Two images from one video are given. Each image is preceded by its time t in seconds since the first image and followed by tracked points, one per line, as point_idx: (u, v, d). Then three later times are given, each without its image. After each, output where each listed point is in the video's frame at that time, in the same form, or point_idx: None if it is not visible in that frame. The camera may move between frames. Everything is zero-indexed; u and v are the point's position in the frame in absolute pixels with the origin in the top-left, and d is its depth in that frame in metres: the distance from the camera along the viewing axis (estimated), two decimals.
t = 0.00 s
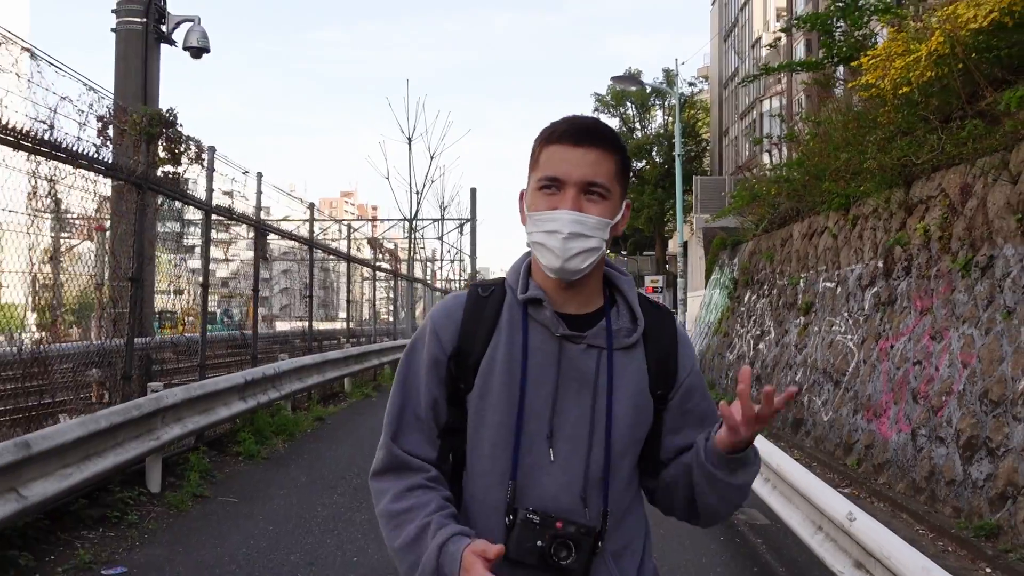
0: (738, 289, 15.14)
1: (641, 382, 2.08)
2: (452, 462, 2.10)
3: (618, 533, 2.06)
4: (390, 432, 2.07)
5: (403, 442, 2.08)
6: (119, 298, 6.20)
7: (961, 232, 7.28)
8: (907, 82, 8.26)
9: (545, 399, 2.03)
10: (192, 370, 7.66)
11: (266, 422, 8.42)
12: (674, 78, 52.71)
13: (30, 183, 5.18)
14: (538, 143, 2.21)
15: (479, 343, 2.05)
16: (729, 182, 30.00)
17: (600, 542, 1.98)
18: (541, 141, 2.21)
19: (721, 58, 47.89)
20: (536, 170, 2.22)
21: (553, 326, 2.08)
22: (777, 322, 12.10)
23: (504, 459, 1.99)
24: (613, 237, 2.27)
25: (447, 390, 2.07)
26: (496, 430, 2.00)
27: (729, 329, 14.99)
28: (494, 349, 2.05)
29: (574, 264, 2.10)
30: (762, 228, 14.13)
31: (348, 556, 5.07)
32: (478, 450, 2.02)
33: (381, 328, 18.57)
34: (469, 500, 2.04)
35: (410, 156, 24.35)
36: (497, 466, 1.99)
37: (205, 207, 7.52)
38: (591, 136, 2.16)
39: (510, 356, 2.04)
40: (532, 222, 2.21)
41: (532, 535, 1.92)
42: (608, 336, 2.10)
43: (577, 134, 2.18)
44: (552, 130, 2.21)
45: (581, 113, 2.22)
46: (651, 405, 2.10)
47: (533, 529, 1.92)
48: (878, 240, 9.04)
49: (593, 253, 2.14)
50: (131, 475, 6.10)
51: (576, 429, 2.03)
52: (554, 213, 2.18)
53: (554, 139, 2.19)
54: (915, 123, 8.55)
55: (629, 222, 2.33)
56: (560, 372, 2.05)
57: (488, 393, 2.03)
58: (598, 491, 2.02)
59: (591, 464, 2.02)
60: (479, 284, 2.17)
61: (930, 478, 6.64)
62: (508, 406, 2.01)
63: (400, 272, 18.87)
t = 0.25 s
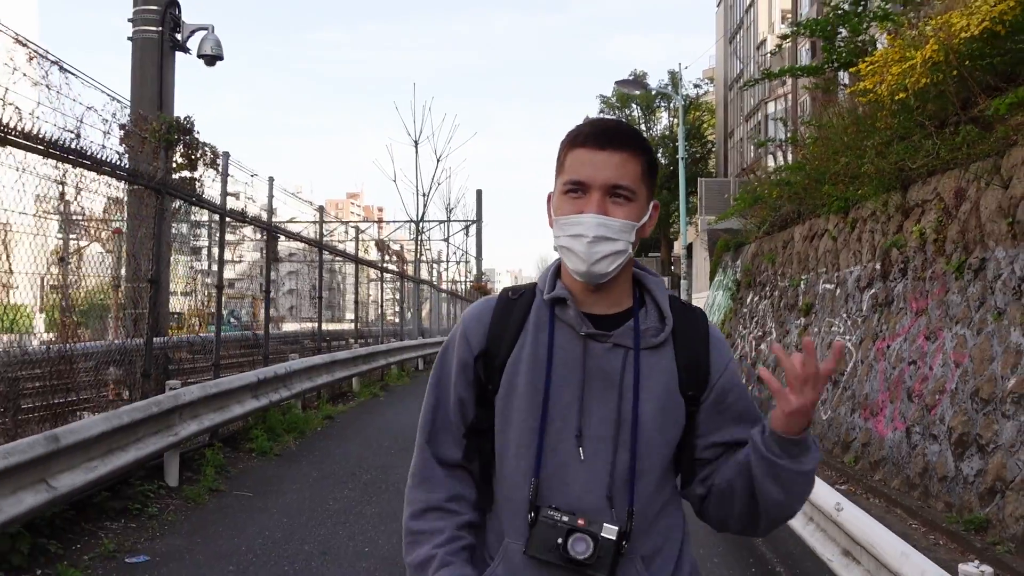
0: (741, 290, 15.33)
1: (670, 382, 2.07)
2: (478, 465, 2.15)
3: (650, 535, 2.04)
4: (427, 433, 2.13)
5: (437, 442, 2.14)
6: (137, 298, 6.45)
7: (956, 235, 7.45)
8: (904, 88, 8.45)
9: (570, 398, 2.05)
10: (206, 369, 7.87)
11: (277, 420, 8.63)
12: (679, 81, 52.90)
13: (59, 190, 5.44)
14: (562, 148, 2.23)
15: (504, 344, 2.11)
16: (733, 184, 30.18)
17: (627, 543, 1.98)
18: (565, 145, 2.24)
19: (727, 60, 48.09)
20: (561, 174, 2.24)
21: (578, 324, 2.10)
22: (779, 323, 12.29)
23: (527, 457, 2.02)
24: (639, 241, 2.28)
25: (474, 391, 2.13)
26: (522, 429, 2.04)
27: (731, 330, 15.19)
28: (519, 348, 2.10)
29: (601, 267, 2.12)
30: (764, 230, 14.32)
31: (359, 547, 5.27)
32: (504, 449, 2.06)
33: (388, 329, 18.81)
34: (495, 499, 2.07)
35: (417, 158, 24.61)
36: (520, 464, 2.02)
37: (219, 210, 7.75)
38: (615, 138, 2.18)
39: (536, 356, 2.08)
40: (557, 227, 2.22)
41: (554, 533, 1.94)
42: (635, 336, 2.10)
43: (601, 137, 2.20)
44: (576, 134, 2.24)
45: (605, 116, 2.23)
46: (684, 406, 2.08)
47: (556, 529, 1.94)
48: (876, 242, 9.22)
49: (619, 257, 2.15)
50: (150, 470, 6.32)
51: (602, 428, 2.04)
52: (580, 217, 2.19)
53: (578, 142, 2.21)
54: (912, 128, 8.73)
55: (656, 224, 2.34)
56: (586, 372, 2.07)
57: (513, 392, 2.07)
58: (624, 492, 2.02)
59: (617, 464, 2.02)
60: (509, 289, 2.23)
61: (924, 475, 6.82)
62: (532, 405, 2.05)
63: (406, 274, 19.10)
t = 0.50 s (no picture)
0: (744, 292, 15.51)
1: (694, 382, 2.09)
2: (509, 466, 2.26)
3: (686, 537, 2.08)
4: (458, 436, 2.32)
5: (468, 450, 2.31)
6: (155, 299, 6.67)
7: (952, 238, 7.62)
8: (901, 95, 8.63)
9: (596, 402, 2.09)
10: (220, 370, 8.07)
11: (289, 420, 8.83)
12: (683, 82, 53.05)
13: (85, 200, 5.69)
14: (568, 153, 2.31)
15: (528, 349, 2.18)
16: (737, 186, 30.34)
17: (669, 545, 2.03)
18: (570, 150, 2.32)
19: (731, 62, 48.26)
20: (570, 177, 2.31)
21: (598, 329, 2.15)
22: (781, 324, 12.47)
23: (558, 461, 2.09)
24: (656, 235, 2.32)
25: (502, 395, 2.24)
26: (553, 433, 2.11)
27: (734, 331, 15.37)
28: (544, 354, 2.17)
29: (617, 264, 2.17)
30: (767, 233, 14.50)
31: (371, 541, 5.47)
32: (535, 452, 2.14)
33: (395, 330, 19.03)
34: (530, 502, 2.16)
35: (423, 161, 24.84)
36: (552, 468, 2.10)
37: (233, 215, 7.96)
38: (618, 135, 2.24)
39: (561, 361, 2.14)
40: (571, 228, 2.29)
41: (597, 535, 2.01)
42: (657, 337, 2.13)
43: (603, 136, 2.27)
44: (579, 138, 2.32)
45: (603, 118, 2.30)
46: (709, 406, 2.09)
47: (597, 530, 2.01)
48: (876, 245, 9.39)
49: (636, 251, 2.19)
50: (168, 467, 6.53)
51: (629, 430, 2.08)
52: (591, 217, 2.25)
53: (581, 146, 2.29)
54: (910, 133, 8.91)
55: (672, 218, 2.37)
56: (611, 376, 2.12)
57: (539, 397, 2.14)
58: (657, 493, 2.05)
59: (646, 466, 2.06)
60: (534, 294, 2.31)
61: (920, 473, 7.00)
62: (559, 410, 2.11)
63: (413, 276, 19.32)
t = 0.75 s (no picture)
0: (746, 293, 15.71)
1: (703, 390, 2.12)
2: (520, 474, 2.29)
3: (701, 543, 2.09)
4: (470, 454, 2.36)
5: (481, 465, 2.36)
6: (175, 299, 6.94)
7: (948, 240, 7.81)
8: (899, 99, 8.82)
9: (606, 412, 2.11)
10: (235, 368, 8.30)
11: (301, 417, 9.05)
12: (687, 83, 53.26)
13: (110, 204, 5.93)
14: (574, 164, 2.32)
15: (534, 362, 2.21)
16: (741, 187, 30.56)
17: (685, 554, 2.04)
18: (577, 161, 2.32)
19: (734, 63, 48.45)
20: (574, 189, 2.32)
21: (607, 341, 2.17)
22: (782, 324, 12.67)
23: (571, 471, 2.11)
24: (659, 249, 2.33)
25: (508, 410, 2.25)
26: (564, 445, 2.12)
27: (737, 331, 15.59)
28: (551, 366, 2.19)
29: (618, 280, 2.18)
30: (769, 234, 14.70)
31: (385, 532, 5.69)
32: (547, 464, 2.16)
33: (401, 331, 19.26)
34: (544, 513, 2.17)
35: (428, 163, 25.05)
36: (566, 479, 2.11)
37: (247, 217, 8.19)
38: (625, 151, 2.24)
39: (569, 373, 2.16)
40: (574, 242, 2.30)
41: (614, 547, 2.01)
42: (665, 346, 2.16)
43: (610, 150, 2.27)
44: (586, 148, 2.31)
45: (612, 129, 2.30)
46: (718, 411, 2.13)
47: (614, 542, 2.01)
48: (874, 247, 9.58)
49: (637, 268, 2.21)
50: (186, 462, 6.75)
51: (640, 439, 2.10)
52: (593, 232, 2.27)
53: (587, 159, 2.29)
54: (908, 137, 9.11)
55: (676, 231, 2.39)
56: (620, 386, 2.14)
57: (549, 409, 2.16)
58: (672, 501, 2.08)
59: (659, 474, 2.09)
60: (539, 304, 2.34)
61: (916, 468, 7.19)
62: (569, 422, 2.13)
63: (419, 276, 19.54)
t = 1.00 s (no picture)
0: (747, 294, 15.92)
1: (691, 382, 2.14)
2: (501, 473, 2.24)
3: (685, 536, 2.11)
4: (453, 450, 2.31)
5: (463, 461, 2.31)
6: (193, 299, 7.19)
7: (941, 242, 8.01)
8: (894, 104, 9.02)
9: (594, 405, 2.12)
10: (246, 367, 8.51)
11: (310, 415, 9.27)
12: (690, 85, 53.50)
13: (131, 209, 6.15)
14: (557, 155, 2.31)
15: (522, 354, 2.18)
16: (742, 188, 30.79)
17: (670, 545, 2.05)
18: (559, 151, 2.31)
19: (737, 64, 48.68)
20: (558, 180, 2.31)
21: (596, 332, 2.17)
22: (782, 325, 12.88)
23: (558, 465, 2.10)
24: (643, 238, 2.33)
25: (495, 403, 2.22)
26: (551, 439, 2.11)
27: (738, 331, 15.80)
28: (539, 358, 2.17)
29: (605, 269, 2.18)
30: (768, 235, 14.91)
31: (395, 523, 5.91)
32: (532, 458, 2.14)
33: (406, 331, 19.49)
34: (528, 508, 2.15)
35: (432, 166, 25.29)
36: (553, 472, 2.10)
37: (259, 219, 8.42)
38: (607, 139, 2.24)
39: (557, 365, 2.15)
40: (559, 232, 2.29)
41: (600, 540, 2.02)
42: (653, 338, 2.16)
43: (592, 139, 2.26)
44: (569, 138, 2.31)
45: (592, 118, 2.29)
46: (706, 404, 2.14)
47: (600, 535, 2.02)
48: (871, 248, 9.78)
49: (624, 256, 2.21)
50: (201, 457, 6.96)
51: (628, 432, 2.11)
52: (579, 221, 2.26)
53: (570, 149, 2.28)
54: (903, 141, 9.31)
55: (659, 220, 2.39)
56: (608, 379, 2.14)
57: (536, 400, 2.15)
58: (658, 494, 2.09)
59: (647, 467, 2.09)
60: (522, 297, 2.30)
61: (910, 464, 7.39)
62: (557, 414, 2.12)
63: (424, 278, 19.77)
